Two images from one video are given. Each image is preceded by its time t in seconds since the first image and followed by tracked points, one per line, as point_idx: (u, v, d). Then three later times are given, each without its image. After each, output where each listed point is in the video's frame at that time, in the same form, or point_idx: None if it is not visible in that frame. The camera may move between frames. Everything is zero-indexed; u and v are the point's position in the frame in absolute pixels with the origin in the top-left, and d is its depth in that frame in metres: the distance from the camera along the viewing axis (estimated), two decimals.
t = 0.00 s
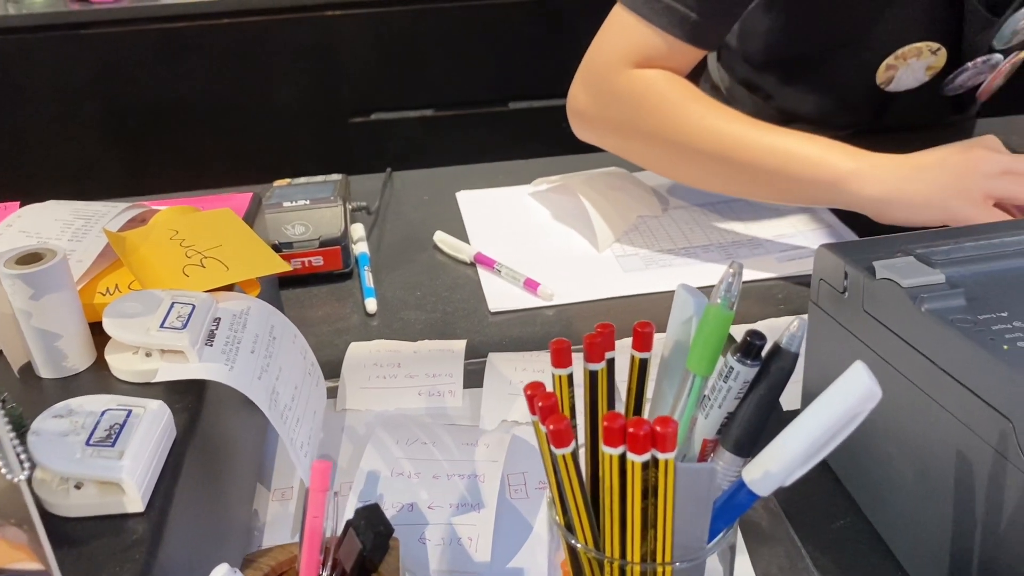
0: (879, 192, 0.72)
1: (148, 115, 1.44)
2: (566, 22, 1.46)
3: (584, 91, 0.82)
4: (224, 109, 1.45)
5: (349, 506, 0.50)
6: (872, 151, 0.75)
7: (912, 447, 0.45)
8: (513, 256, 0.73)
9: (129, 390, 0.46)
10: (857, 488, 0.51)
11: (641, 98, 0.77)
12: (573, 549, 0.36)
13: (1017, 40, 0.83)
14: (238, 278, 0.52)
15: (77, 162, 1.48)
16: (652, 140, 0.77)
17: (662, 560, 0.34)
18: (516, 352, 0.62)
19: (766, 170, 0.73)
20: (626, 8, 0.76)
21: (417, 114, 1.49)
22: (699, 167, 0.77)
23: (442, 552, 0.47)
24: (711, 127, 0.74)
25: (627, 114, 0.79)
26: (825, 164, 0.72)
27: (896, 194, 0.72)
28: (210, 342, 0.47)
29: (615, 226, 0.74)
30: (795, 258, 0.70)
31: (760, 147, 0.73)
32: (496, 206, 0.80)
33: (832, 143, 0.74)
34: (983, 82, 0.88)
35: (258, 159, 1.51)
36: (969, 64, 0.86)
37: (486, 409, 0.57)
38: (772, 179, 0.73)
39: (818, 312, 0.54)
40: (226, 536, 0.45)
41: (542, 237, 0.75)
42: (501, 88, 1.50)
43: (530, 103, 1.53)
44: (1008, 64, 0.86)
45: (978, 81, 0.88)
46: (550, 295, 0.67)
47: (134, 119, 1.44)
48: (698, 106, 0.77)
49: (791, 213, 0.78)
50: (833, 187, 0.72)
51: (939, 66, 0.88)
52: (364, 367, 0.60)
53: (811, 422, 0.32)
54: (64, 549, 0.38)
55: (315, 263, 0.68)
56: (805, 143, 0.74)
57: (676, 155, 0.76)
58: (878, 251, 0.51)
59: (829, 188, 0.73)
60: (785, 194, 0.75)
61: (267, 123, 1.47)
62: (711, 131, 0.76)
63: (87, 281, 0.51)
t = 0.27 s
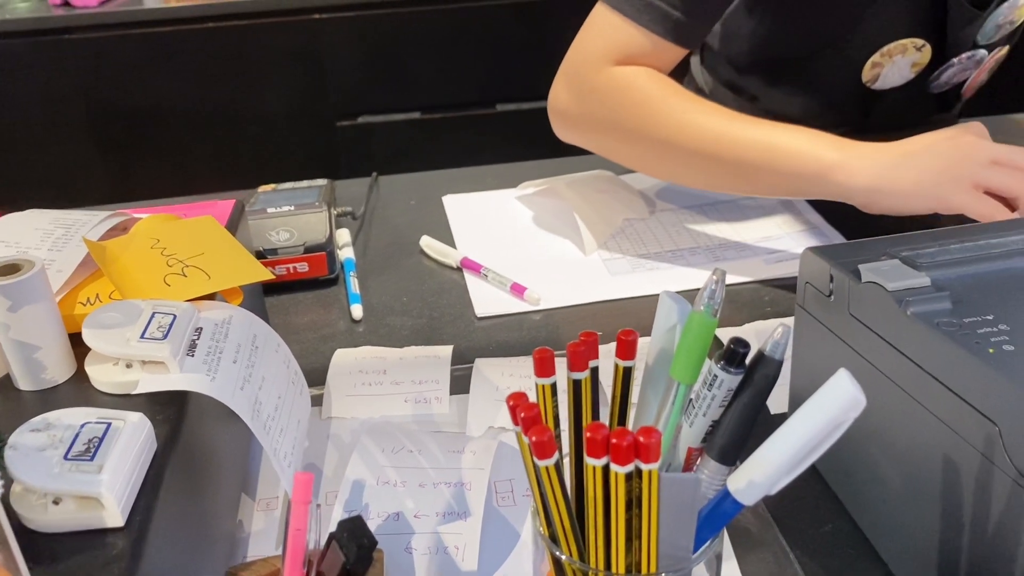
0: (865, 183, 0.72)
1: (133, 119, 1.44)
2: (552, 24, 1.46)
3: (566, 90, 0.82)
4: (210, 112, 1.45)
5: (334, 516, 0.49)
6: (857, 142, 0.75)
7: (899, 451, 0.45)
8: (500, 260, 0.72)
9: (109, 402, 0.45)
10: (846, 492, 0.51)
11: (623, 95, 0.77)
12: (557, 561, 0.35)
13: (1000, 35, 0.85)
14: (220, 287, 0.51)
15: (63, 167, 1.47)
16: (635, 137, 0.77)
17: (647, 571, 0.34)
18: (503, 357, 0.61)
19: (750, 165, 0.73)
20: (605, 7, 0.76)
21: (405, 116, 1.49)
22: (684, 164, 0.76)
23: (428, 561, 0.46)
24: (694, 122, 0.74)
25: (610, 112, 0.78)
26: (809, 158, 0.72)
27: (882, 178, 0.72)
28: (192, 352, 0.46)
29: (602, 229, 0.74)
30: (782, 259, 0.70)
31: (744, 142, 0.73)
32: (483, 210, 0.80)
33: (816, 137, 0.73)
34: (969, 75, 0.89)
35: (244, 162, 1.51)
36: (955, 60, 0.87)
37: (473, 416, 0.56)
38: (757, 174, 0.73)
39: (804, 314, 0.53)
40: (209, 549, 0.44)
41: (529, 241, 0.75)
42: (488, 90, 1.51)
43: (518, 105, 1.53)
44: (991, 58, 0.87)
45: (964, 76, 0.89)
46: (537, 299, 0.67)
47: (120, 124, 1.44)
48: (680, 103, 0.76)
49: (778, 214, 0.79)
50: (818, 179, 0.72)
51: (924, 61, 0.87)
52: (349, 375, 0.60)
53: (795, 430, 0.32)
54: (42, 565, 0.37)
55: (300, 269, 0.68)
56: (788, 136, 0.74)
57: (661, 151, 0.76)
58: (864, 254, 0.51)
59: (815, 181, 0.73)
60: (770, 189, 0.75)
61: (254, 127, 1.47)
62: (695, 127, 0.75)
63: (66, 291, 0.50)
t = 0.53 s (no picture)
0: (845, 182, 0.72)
1: (116, 126, 1.44)
2: (535, 28, 1.47)
3: (549, 94, 0.82)
4: (193, 118, 1.45)
5: (320, 528, 0.49)
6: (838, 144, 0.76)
7: (884, 455, 0.45)
8: (485, 266, 0.72)
9: (91, 417, 0.45)
10: (832, 496, 0.51)
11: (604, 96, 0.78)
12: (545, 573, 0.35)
13: (969, 29, 0.86)
14: (203, 298, 0.51)
15: (46, 174, 1.48)
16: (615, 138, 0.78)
17: None
18: (489, 365, 0.61)
19: (730, 164, 0.73)
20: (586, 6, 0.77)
21: (388, 122, 1.51)
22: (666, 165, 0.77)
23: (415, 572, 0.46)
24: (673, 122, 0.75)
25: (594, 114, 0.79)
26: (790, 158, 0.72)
27: (864, 176, 0.72)
28: (175, 365, 0.46)
29: (586, 235, 0.75)
30: (767, 263, 0.71)
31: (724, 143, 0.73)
32: (468, 216, 0.80)
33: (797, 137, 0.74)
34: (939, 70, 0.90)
35: (228, 168, 1.51)
36: (926, 52, 0.87)
37: (459, 424, 0.56)
38: (737, 173, 0.74)
39: (789, 319, 0.54)
40: (195, 564, 0.44)
41: (514, 247, 0.75)
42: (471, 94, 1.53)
43: (502, 109, 1.55)
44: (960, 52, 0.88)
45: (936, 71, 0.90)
46: (522, 305, 0.67)
47: (103, 131, 1.45)
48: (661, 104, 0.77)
49: (762, 217, 0.79)
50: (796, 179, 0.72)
51: (902, 54, 0.88)
52: (335, 384, 0.60)
53: (780, 439, 0.32)
54: None
55: (284, 278, 0.68)
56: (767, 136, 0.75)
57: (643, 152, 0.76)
58: (847, 259, 0.51)
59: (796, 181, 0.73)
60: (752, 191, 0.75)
61: (237, 133, 1.48)
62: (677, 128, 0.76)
63: (47, 304, 0.50)
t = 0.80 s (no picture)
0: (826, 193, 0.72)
1: (96, 133, 1.43)
2: (518, 33, 1.48)
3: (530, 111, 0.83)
4: (175, 124, 1.45)
5: (306, 539, 0.48)
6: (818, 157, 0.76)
7: (871, 458, 0.46)
8: (470, 271, 0.72)
9: (72, 429, 0.44)
10: (819, 498, 0.51)
11: (587, 112, 0.78)
12: None
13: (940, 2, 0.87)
14: (186, 307, 0.50)
15: (26, 182, 1.46)
16: (596, 154, 0.77)
17: None
18: (476, 371, 0.61)
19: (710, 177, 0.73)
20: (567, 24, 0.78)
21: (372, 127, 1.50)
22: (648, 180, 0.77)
23: None
24: (654, 139, 0.75)
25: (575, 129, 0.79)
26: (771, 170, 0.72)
27: (844, 187, 0.72)
28: (157, 376, 0.45)
29: (572, 239, 0.75)
30: (751, 266, 0.71)
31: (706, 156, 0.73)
32: (453, 222, 0.80)
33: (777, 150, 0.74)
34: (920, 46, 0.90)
35: (211, 174, 1.50)
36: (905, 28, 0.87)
37: (446, 431, 0.56)
38: (720, 192, 0.73)
39: (774, 322, 0.54)
40: None
41: (499, 252, 0.75)
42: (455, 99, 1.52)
43: (486, 113, 1.55)
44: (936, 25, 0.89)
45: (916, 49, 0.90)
46: (508, 310, 0.66)
47: (84, 138, 1.44)
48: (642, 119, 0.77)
49: (747, 219, 0.79)
50: (776, 194, 0.72)
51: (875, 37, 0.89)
52: (320, 392, 0.59)
53: (767, 445, 0.32)
54: None
55: (268, 286, 0.67)
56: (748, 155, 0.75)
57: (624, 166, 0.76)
58: (831, 262, 0.51)
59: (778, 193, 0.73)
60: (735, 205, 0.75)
61: (220, 139, 1.47)
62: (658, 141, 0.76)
63: (27, 315, 0.49)
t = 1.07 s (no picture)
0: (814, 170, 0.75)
1: (79, 141, 1.42)
2: (502, 39, 1.48)
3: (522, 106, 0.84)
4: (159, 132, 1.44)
5: (295, 549, 0.48)
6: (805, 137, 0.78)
7: (860, 461, 0.46)
8: (458, 278, 0.72)
9: (58, 441, 0.44)
10: (809, 502, 0.51)
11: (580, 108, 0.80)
12: None
13: None
14: (172, 317, 0.50)
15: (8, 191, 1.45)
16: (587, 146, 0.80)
17: None
18: (464, 377, 0.61)
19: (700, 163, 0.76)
20: (553, 22, 0.79)
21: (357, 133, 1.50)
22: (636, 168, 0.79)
23: None
24: (649, 128, 0.78)
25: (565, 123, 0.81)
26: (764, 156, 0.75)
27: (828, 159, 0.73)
28: (144, 387, 0.45)
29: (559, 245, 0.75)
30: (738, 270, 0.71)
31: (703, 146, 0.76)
32: (440, 228, 0.80)
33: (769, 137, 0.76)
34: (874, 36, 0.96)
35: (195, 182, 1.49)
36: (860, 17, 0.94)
37: (435, 438, 0.56)
38: (713, 175, 0.77)
39: (762, 327, 0.54)
40: None
41: (486, 258, 0.75)
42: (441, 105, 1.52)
43: (472, 119, 1.55)
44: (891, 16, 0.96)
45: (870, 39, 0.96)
46: (495, 317, 0.67)
47: (67, 146, 1.42)
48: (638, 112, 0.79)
49: (734, 222, 0.80)
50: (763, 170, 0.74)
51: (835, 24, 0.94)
52: (308, 401, 0.59)
53: (757, 451, 0.32)
54: None
55: (255, 294, 0.67)
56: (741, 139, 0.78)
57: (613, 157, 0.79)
58: (818, 266, 0.52)
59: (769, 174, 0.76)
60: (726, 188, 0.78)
61: (205, 146, 1.47)
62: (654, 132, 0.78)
63: (12, 327, 0.49)
